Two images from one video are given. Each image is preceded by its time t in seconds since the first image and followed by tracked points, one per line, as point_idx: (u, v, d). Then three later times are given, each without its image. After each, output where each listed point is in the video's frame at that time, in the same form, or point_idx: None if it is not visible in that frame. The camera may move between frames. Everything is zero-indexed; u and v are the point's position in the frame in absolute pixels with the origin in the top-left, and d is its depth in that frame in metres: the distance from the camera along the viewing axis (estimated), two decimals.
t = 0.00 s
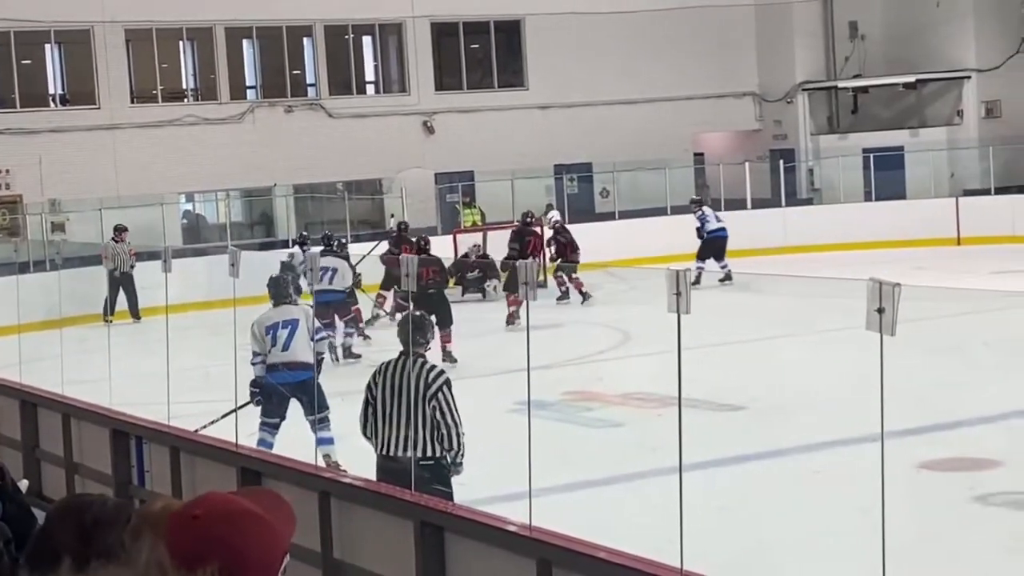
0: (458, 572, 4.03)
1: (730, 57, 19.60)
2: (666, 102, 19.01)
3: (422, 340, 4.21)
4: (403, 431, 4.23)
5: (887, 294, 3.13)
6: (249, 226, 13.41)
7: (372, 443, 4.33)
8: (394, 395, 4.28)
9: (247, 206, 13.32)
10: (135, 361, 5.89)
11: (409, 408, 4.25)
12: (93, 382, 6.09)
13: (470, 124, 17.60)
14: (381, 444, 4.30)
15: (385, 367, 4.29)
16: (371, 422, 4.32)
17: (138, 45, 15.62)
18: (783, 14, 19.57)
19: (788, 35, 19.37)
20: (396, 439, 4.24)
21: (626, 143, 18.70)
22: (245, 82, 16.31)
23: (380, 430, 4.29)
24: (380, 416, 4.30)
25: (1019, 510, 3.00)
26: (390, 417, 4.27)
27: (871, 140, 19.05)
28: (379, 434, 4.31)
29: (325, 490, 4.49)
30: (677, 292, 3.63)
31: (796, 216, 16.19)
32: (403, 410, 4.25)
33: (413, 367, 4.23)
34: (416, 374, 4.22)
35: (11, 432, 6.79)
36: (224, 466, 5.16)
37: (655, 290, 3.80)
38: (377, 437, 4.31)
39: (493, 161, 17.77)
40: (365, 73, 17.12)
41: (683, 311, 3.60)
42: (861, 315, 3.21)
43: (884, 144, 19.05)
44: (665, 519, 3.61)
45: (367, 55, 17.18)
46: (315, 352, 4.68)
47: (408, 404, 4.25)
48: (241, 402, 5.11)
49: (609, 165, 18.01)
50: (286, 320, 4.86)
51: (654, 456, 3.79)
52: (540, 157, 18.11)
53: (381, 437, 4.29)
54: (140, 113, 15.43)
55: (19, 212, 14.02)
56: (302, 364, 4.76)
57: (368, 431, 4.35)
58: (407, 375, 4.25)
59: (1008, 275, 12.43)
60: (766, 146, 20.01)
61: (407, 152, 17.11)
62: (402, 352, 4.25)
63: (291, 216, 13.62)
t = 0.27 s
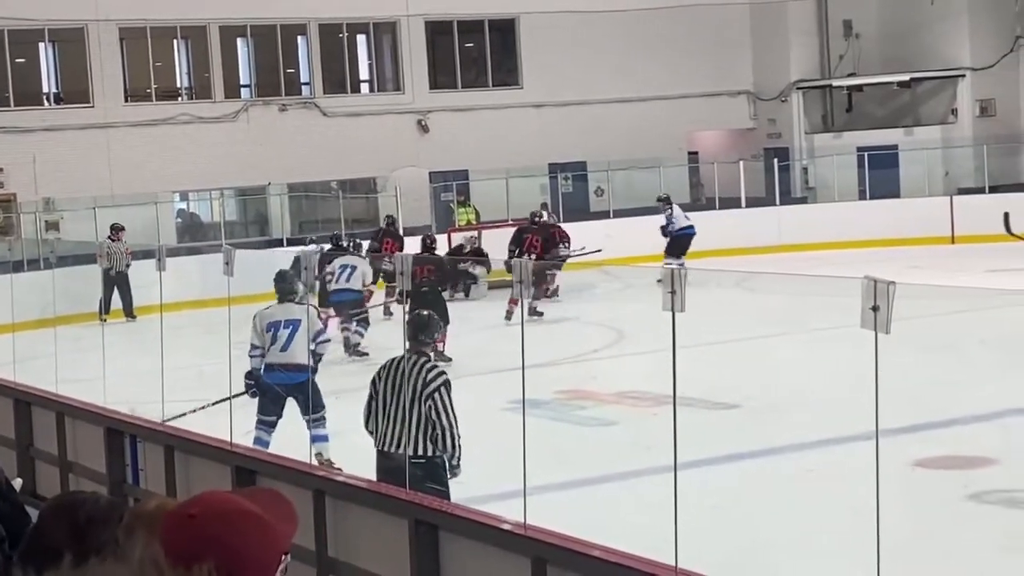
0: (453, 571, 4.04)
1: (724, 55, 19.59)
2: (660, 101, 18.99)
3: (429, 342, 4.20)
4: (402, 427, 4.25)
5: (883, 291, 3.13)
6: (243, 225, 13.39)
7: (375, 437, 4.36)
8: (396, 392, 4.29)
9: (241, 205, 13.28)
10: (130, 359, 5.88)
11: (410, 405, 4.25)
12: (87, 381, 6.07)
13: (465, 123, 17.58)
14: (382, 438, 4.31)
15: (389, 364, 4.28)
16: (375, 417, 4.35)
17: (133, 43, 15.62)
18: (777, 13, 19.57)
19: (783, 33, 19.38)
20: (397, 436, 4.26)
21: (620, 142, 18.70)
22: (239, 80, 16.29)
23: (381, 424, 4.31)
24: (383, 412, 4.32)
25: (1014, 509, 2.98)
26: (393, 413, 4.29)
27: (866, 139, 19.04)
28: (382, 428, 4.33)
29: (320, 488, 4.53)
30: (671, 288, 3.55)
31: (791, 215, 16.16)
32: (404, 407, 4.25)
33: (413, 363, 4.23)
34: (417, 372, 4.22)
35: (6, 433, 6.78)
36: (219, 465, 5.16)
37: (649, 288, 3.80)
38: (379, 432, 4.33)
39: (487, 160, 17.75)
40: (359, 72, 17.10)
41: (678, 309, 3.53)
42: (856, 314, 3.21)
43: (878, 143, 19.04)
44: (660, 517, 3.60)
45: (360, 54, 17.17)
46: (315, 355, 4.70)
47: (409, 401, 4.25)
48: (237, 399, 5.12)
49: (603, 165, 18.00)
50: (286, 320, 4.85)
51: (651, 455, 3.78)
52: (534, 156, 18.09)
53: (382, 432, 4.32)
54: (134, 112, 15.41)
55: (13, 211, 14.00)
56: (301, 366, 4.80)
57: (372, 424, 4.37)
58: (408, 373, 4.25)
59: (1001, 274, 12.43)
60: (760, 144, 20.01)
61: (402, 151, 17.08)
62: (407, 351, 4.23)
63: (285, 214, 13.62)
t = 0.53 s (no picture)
0: (451, 570, 4.09)
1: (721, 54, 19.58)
2: (655, 99, 18.99)
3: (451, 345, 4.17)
4: (413, 423, 4.24)
5: (878, 289, 3.20)
6: (239, 223, 13.39)
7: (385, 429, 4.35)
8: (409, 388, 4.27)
9: (237, 204, 13.29)
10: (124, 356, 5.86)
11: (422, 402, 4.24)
12: (83, 379, 6.07)
13: (461, 121, 17.57)
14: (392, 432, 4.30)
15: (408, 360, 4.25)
16: (389, 409, 4.33)
17: (129, 42, 15.64)
18: (773, 12, 19.57)
19: (779, 31, 19.40)
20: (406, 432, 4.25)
21: (616, 141, 18.72)
22: (236, 78, 16.27)
23: (393, 422, 4.29)
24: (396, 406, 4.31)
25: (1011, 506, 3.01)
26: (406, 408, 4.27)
27: (861, 138, 19.05)
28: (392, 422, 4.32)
29: (317, 487, 4.58)
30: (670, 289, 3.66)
31: (787, 213, 16.16)
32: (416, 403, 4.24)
33: (431, 361, 4.21)
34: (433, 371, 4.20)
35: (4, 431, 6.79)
36: (215, 463, 5.18)
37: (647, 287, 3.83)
38: (390, 424, 4.32)
39: (483, 159, 17.75)
40: (355, 71, 17.08)
41: (674, 307, 3.66)
42: (852, 312, 3.25)
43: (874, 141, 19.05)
44: (656, 515, 3.63)
45: (357, 52, 17.15)
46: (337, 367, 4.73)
47: (420, 398, 4.23)
48: (233, 399, 5.14)
49: (600, 163, 18.00)
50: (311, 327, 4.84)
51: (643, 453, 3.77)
52: (530, 154, 18.08)
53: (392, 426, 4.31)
54: (131, 110, 15.39)
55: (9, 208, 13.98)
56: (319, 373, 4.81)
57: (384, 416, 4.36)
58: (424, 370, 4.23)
59: (999, 272, 12.46)
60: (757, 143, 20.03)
61: (398, 149, 17.07)
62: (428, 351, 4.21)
63: (282, 212, 13.60)
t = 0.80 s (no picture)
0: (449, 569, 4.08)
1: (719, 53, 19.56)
2: (653, 98, 18.97)
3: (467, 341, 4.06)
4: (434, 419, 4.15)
5: (876, 287, 3.11)
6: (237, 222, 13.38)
7: (399, 426, 4.25)
8: (424, 384, 4.17)
9: (235, 202, 13.32)
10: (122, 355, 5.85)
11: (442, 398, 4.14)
12: (81, 379, 6.06)
13: (459, 120, 17.56)
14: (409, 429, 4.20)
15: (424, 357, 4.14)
16: (403, 406, 4.22)
17: (126, 41, 15.65)
18: (771, 11, 19.56)
19: (777, 30, 19.40)
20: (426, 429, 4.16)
21: (614, 140, 18.71)
22: (234, 78, 16.28)
23: (407, 417, 4.20)
24: (411, 403, 4.20)
25: (1007, 504, 3.08)
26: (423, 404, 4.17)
27: (859, 136, 19.04)
28: (408, 419, 4.21)
29: (316, 485, 4.59)
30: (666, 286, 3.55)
31: (785, 211, 16.20)
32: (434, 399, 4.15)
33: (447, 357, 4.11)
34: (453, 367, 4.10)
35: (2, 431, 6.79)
36: (213, 463, 5.18)
37: (644, 286, 3.84)
38: (406, 422, 4.22)
39: (481, 158, 17.74)
40: (353, 70, 17.05)
41: (673, 306, 3.54)
42: (850, 310, 3.18)
43: (871, 140, 19.04)
44: (652, 514, 3.67)
45: (354, 51, 17.14)
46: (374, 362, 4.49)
47: (439, 393, 4.14)
48: (230, 397, 5.19)
49: (597, 162, 17.98)
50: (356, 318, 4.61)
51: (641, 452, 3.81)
52: (528, 153, 18.06)
53: (410, 423, 4.20)
54: (128, 109, 15.39)
55: (7, 207, 13.98)
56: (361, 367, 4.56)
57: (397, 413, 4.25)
58: (440, 366, 4.13)
59: (997, 270, 12.49)
60: (754, 142, 20.02)
61: (395, 148, 17.06)
62: (440, 347, 4.09)
63: (279, 211, 13.59)
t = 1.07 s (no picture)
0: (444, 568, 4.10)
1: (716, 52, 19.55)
2: (650, 97, 18.96)
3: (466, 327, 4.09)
4: (443, 405, 4.12)
5: (872, 286, 3.14)
6: (234, 221, 13.37)
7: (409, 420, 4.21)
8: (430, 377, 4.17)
9: (232, 200, 13.25)
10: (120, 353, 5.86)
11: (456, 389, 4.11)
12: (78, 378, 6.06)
13: (456, 118, 17.56)
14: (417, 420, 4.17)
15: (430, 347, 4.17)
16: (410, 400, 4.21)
17: (123, 40, 15.65)
18: (768, 10, 19.55)
19: (774, 28, 19.39)
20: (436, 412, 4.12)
21: (612, 138, 18.70)
22: (231, 76, 16.27)
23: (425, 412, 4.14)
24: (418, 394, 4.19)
25: (1005, 503, 3.05)
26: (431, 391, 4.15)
27: (856, 135, 19.04)
28: (417, 412, 4.19)
29: (312, 484, 4.59)
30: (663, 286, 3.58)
31: (782, 211, 16.20)
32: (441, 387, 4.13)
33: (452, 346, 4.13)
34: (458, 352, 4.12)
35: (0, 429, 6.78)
36: (210, 462, 5.18)
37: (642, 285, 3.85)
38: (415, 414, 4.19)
39: (479, 156, 17.73)
40: (351, 68, 17.03)
41: (669, 304, 3.57)
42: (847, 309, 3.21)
43: (868, 139, 19.05)
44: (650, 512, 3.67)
45: (352, 50, 17.13)
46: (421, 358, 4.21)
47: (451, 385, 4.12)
48: (228, 394, 5.23)
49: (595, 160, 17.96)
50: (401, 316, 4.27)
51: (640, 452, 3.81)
52: (525, 152, 18.03)
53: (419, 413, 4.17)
54: (126, 107, 15.38)
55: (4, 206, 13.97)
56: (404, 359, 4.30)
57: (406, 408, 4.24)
58: (446, 356, 4.15)
59: (995, 269, 12.50)
60: (751, 140, 20.01)
61: (393, 147, 17.04)
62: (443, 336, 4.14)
63: (276, 210, 13.59)
